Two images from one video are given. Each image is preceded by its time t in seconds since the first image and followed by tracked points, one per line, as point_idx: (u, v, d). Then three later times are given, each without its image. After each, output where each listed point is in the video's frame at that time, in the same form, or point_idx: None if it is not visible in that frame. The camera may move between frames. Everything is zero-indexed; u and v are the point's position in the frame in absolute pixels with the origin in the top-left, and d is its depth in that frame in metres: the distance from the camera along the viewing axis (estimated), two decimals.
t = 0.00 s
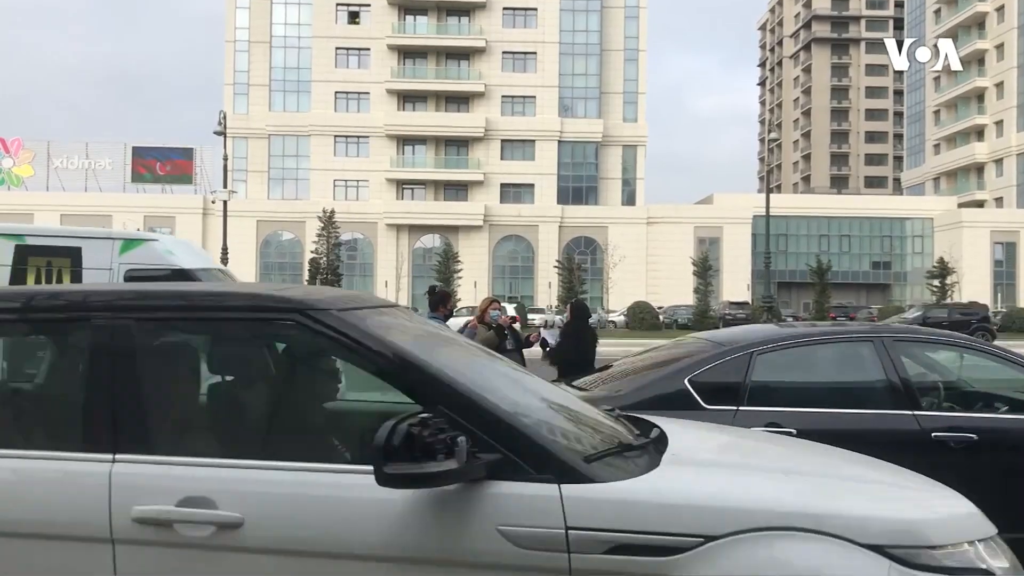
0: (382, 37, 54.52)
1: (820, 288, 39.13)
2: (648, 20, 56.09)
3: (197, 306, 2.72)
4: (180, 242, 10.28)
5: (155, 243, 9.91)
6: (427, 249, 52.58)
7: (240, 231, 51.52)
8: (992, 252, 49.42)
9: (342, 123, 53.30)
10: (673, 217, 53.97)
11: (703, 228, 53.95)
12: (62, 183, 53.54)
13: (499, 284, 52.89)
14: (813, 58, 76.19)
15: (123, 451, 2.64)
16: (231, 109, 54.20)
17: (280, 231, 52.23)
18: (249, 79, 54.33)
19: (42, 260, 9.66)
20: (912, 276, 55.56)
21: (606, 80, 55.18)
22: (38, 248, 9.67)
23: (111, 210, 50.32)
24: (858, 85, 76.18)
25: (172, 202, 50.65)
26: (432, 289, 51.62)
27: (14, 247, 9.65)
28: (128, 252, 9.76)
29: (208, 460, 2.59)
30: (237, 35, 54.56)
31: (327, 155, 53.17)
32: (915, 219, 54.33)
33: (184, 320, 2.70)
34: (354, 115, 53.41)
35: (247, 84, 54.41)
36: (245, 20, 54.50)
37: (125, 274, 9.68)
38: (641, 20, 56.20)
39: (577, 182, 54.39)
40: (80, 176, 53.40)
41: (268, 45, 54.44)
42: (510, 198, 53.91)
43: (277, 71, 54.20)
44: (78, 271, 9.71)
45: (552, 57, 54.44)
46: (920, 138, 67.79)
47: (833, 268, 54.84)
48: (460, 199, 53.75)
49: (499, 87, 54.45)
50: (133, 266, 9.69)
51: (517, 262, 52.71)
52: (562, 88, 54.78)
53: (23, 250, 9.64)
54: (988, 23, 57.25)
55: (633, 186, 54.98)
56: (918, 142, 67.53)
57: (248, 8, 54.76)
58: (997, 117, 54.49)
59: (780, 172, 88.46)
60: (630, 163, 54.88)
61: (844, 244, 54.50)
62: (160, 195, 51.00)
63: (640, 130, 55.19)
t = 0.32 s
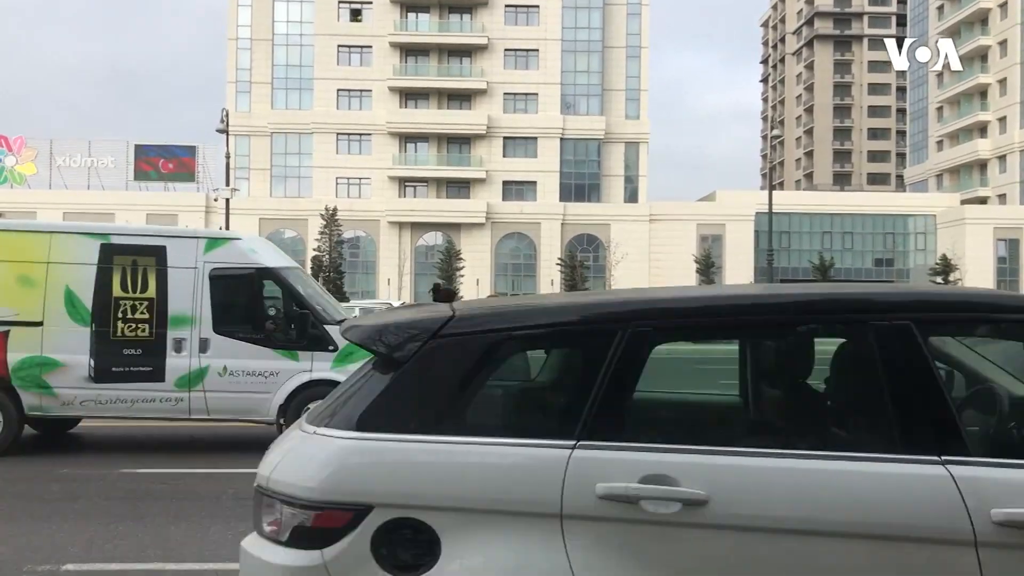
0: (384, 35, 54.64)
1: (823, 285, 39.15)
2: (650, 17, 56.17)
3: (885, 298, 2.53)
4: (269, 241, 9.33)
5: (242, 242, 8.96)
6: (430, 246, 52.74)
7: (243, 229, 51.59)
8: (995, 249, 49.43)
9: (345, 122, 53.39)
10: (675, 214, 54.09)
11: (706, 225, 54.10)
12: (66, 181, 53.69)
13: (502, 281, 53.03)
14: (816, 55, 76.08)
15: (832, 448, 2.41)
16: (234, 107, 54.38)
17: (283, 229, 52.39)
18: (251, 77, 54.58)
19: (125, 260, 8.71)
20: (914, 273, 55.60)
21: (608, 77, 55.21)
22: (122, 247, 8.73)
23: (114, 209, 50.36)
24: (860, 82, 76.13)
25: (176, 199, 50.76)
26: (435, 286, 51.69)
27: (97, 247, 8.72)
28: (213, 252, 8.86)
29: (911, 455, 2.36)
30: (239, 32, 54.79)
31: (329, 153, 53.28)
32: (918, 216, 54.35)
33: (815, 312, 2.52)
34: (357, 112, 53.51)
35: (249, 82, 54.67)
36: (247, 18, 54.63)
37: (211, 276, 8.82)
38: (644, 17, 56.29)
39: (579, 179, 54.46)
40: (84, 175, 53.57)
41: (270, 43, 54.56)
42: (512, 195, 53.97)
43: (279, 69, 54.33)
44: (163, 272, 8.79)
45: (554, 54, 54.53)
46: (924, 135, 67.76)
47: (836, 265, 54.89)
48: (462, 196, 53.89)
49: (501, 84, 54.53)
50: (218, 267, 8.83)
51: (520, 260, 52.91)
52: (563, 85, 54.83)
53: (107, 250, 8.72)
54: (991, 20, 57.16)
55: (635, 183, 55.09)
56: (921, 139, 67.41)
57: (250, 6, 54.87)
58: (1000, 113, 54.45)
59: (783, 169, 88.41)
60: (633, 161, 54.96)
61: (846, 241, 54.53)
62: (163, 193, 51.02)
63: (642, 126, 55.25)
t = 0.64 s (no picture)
0: (386, 32, 54.53)
1: (825, 282, 38.97)
2: (652, 15, 56.10)
3: None
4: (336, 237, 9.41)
5: (315, 240, 9.01)
6: (431, 244, 52.66)
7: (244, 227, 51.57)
8: (997, 246, 49.32)
9: (347, 119, 53.39)
10: (677, 212, 54.04)
11: (707, 222, 54.08)
12: (68, 179, 53.89)
13: (503, 279, 53.00)
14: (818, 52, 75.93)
15: None
16: (235, 105, 54.65)
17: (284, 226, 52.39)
18: (253, 74, 54.73)
19: (201, 257, 8.78)
20: (916, 270, 55.58)
21: (609, 74, 55.28)
22: (198, 245, 8.81)
23: (116, 206, 50.43)
24: (862, 79, 75.95)
25: (178, 197, 50.79)
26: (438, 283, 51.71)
27: (173, 245, 8.80)
28: (287, 250, 8.90)
29: None
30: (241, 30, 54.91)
31: (330, 150, 53.25)
32: (920, 213, 54.29)
33: None
34: (358, 110, 53.49)
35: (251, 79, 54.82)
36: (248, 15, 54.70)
37: (287, 273, 8.85)
38: (645, 14, 56.31)
39: (580, 176, 54.51)
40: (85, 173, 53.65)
41: (272, 40, 54.59)
42: (513, 192, 53.95)
43: (280, 66, 54.29)
44: (238, 269, 8.84)
45: (556, 51, 54.46)
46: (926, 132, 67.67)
47: (838, 263, 54.81)
48: (464, 193, 53.94)
49: (503, 81, 54.46)
50: (293, 264, 8.87)
51: (521, 258, 52.91)
52: (565, 83, 54.77)
53: (183, 248, 8.81)
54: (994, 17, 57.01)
55: (636, 181, 55.08)
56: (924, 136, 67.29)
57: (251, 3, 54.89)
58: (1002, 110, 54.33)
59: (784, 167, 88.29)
60: (634, 158, 55.01)
61: (849, 238, 54.48)
62: (165, 191, 51.05)
63: (644, 124, 55.25)
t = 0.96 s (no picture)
0: (386, 29, 54.49)
1: (825, 280, 38.77)
2: (652, 12, 56.13)
3: None
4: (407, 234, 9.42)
5: (392, 238, 9.01)
6: (431, 241, 52.52)
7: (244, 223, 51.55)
8: (997, 245, 49.31)
9: (347, 116, 53.37)
10: (678, 209, 54.02)
11: (707, 220, 54.10)
12: (68, 175, 53.98)
13: (503, 276, 52.94)
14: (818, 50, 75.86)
15: None
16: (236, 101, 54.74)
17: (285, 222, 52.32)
18: (253, 71, 54.86)
19: (281, 255, 8.81)
20: (916, 268, 55.60)
21: (609, 72, 55.28)
22: (277, 242, 8.84)
23: (116, 202, 50.47)
24: (863, 76, 75.95)
25: (178, 193, 50.72)
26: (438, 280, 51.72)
27: (253, 242, 8.82)
28: (365, 248, 8.90)
29: None
30: (241, 27, 55.11)
31: (331, 147, 53.26)
32: (919, 211, 54.28)
33: None
34: (358, 107, 53.49)
35: (251, 76, 54.91)
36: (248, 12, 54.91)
37: (364, 271, 8.86)
38: (646, 12, 56.29)
39: (580, 174, 54.47)
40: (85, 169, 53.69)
41: (273, 37, 54.67)
42: (513, 190, 53.96)
43: (281, 62, 54.24)
44: (317, 266, 8.87)
45: (556, 48, 54.43)
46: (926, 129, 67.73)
47: (838, 260, 54.83)
48: (464, 190, 54.03)
49: (503, 79, 54.46)
50: (372, 262, 8.88)
51: (522, 255, 52.83)
52: (566, 80, 54.78)
53: (262, 246, 8.83)
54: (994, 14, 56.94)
55: (637, 178, 55.13)
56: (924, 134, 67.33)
57: None
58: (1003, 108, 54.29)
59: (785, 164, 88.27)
60: (634, 156, 55.09)
61: (849, 236, 54.54)
62: (165, 187, 51.04)
63: (645, 122, 55.29)
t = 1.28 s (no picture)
0: (386, 28, 54.47)
1: (825, 279, 38.67)
2: (652, 12, 56.10)
3: None
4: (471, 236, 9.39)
5: (458, 239, 8.95)
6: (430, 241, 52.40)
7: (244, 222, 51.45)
8: (996, 245, 49.28)
9: (347, 115, 53.34)
10: (677, 208, 54.00)
11: (707, 219, 54.09)
12: (67, 174, 53.81)
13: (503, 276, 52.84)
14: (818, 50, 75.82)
15: None
16: (235, 100, 54.61)
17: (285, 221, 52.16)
18: (253, 70, 54.84)
19: (350, 255, 8.82)
20: (915, 267, 55.60)
21: (609, 72, 55.27)
22: (346, 242, 8.85)
23: (115, 201, 50.34)
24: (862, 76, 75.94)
25: (177, 192, 50.54)
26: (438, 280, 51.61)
27: (322, 243, 8.84)
28: (433, 248, 8.83)
29: None
30: (241, 25, 55.07)
31: (330, 146, 53.20)
32: (919, 211, 54.30)
33: None
34: (358, 106, 53.44)
35: (251, 75, 54.89)
36: (247, 11, 54.92)
37: (432, 272, 8.81)
38: (645, 11, 56.27)
39: (580, 173, 54.41)
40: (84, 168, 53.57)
41: (272, 36, 54.64)
42: (513, 189, 53.87)
43: (280, 61, 54.17)
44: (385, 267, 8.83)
45: (556, 48, 54.35)
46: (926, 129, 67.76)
47: (837, 260, 54.82)
48: (464, 190, 54.00)
49: (503, 78, 54.40)
50: (439, 263, 8.81)
51: (522, 254, 52.64)
52: (566, 79, 54.72)
53: (331, 246, 8.84)
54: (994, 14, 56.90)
55: (636, 177, 55.12)
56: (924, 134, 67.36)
57: None
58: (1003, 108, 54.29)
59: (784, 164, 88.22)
60: (634, 155, 55.07)
61: (848, 236, 54.56)
62: (164, 185, 50.87)
63: (645, 121, 55.24)
